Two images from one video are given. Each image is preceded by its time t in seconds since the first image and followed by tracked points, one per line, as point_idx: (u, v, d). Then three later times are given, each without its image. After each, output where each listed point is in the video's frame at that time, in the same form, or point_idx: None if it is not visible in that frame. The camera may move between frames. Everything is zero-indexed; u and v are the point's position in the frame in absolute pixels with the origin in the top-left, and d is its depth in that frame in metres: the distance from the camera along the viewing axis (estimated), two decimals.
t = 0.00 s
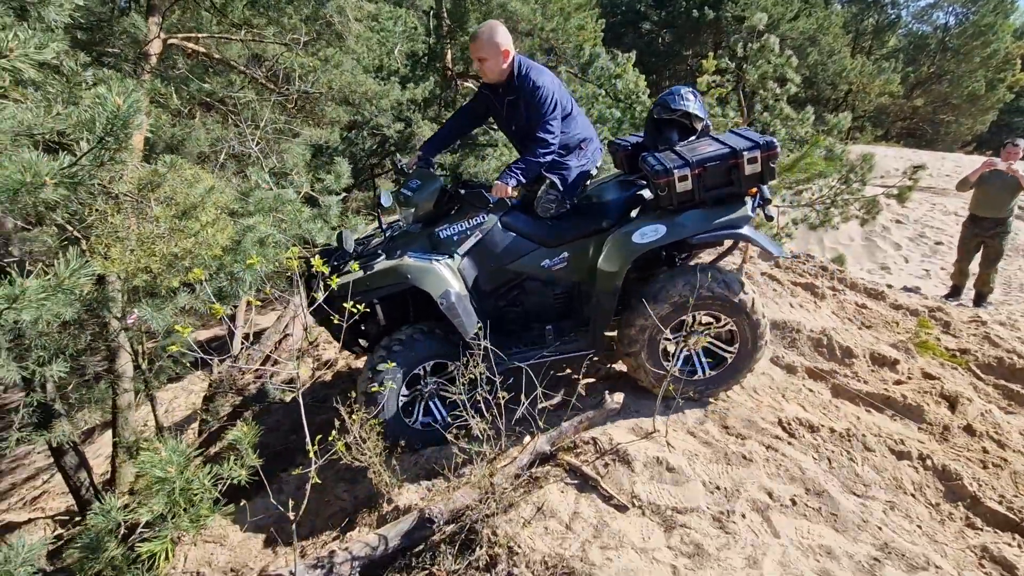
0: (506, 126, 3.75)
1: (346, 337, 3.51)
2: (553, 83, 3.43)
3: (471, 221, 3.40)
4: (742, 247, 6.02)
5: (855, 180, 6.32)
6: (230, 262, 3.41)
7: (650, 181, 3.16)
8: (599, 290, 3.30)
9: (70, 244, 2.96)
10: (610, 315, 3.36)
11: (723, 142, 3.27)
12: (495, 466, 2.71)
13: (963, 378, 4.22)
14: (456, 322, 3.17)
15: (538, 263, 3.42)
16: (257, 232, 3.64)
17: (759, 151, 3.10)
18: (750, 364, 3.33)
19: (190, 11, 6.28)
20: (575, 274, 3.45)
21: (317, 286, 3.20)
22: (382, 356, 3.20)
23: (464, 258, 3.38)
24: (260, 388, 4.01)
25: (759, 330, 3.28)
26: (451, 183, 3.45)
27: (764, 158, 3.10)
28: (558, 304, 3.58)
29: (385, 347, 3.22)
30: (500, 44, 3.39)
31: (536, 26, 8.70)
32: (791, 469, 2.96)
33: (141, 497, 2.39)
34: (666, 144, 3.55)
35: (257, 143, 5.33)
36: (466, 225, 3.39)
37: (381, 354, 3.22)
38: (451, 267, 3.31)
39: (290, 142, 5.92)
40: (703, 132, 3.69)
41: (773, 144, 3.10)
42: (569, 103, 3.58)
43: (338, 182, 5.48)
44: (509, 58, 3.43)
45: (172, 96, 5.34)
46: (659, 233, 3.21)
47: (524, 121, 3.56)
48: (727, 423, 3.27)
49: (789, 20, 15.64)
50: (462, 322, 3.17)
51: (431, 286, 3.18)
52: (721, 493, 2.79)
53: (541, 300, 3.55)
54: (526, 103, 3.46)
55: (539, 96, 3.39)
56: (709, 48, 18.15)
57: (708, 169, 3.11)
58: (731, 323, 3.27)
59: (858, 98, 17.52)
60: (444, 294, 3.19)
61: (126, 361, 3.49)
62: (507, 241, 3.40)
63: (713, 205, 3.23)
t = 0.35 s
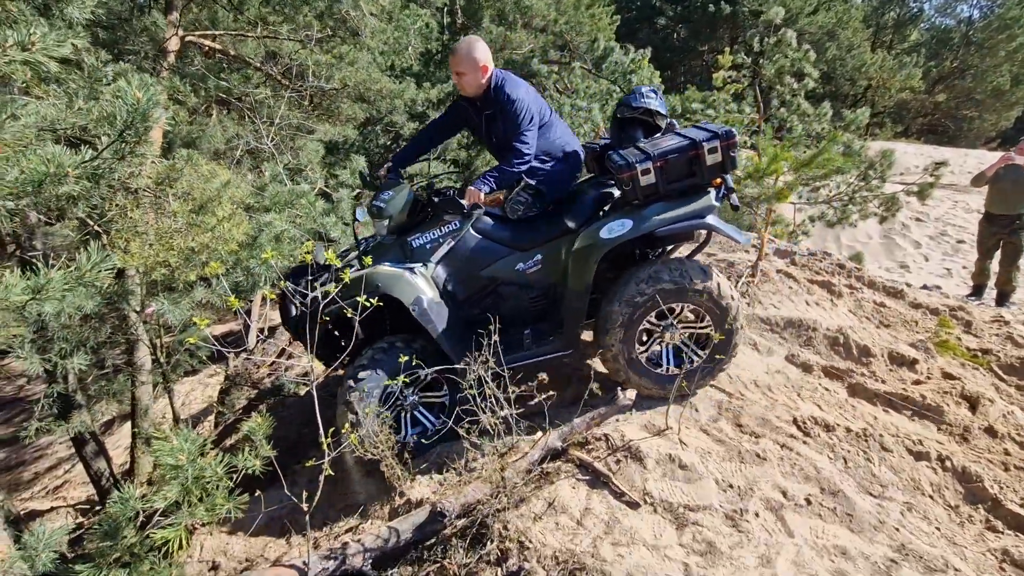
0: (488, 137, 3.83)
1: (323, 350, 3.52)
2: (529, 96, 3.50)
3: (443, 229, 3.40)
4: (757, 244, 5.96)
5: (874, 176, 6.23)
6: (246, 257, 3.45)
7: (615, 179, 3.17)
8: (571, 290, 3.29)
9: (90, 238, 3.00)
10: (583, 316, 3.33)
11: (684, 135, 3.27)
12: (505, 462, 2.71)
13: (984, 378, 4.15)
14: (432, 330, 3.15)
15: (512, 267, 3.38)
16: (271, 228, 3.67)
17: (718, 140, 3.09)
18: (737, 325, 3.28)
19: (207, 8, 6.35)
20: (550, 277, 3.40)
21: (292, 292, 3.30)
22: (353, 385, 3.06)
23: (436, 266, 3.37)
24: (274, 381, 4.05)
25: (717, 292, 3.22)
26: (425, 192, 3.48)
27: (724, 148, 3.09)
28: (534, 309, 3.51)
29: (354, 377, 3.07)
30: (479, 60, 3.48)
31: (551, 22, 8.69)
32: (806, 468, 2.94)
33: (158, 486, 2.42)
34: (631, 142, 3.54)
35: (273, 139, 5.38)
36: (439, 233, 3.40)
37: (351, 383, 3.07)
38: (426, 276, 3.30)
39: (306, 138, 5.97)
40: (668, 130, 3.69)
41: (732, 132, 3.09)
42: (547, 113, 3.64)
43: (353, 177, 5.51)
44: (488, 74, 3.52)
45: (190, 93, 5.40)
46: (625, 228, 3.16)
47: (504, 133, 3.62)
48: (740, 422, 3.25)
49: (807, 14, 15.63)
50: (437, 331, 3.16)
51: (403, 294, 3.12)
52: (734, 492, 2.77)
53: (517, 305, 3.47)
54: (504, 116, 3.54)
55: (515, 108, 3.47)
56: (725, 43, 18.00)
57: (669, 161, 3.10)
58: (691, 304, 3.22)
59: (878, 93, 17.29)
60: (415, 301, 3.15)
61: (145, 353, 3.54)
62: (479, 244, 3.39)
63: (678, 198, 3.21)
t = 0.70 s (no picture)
0: (449, 163, 3.86)
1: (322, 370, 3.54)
2: (483, 119, 3.55)
3: (423, 248, 3.39)
4: (772, 248, 5.92)
5: (892, 179, 6.15)
6: (262, 259, 3.49)
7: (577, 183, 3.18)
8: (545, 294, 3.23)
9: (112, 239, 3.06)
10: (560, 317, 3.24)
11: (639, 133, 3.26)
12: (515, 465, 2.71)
13: (1005, 386, 4.08)
14: (410, 343, 3.11)
15: (490, 279, 3.33)
16: (286, 229, 3.71)
17: (669, 135, 3.07)
18: (712, 307, 3.20)
19: (225, 13, 6.45)
20: (528, 286, 3.33)
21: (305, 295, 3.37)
22: (338, 403, 3.04)
23: (419, 285, 3.35)
24: (289, 381, 4.10)
25: (673, 283, 3.17)
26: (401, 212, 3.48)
27: (676, 141, 3.07)
28: (518, 320, 3.43)
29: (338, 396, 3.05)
30: (427, 94, 3.52)
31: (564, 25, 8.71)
32: (820, 475, 2.92)
33: (177, 482, 2.45)
34: (594, 148, 3.55)
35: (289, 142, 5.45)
36: (419, 252, 3.39)
37: (336, 402, 3.05)
38: (407, 296, 3.27)
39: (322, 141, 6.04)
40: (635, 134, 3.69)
41: (683, 125, 3.07)
42: (503, 133, 3.69)
43: (367, 179, 5.57)
44: (439, 106, 3.56)
45: (208, 96, 5.49)
46: (589, 227, 3.10)
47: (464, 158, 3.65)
48: (754, 427, 3.23)
49: (823, 15, 15.60)
50: (416, 345, 3.11)
51: (381, 309, 3.11)
52: (747, 498, 2.76)
53: (501, 318, 3.41)
54: (463, 142, 3.57)
55: (469, 133, 3.50)
56: (741, 45, 17.92)
57: (625, 159, 3.09)
58: (656, 304, 3.19)
59: (897, 95, 17.10)
60: (394, 317, 3.13)
61: (162, 353, 3.58)
62: (453, 260, 3.36)
63: (639, 195, 3.16)
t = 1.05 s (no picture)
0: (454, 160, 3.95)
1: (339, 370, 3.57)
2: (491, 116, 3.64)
3: (440, 249, 3.41)
4: (789, 251, 5.88)
5: (913, 182, 6.07)
6: (281, 259, 3.53)
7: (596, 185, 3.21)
8: (563, 295, 3.23)
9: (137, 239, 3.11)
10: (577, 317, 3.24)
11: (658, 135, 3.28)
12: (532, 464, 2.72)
13: None
14: (428, 343, 3.15)
15: (508, 280, 3.35)
16: (305, 230, 3.76)
17: (689, 136, 3.07)
18: (732, 312, 3.18)
19: (245, 18, 6.55)
20: (546, 287, 3.33)
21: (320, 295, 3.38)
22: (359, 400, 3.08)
23: (436, 285, 3.37)
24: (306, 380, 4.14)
25: (695, 287, 3.16)
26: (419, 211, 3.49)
27: (696, 142, 3.07)
28: (535, 322, 3.43)
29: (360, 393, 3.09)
30: (428, 95, 3.58)
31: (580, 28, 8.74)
32: (838, 480, 2.89)
33: (199, 477, 2.49)
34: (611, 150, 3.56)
35: (308, 144, 5.52)
36: (437, 253, 3.40)
37: (357, 399, 3.10)
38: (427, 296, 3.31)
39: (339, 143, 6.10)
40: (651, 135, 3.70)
41: (703, 127, 3.08)
42: (509, 132, 3.81)
43: (383, 180, 5.62)
44: (442, 105, 3.63)
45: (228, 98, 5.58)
46: (608, 228, 3.11)
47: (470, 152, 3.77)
48: (770, 431, 3.21)
49: (843, 16, 15.47)
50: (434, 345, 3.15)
51: (401, 308, 3.15)
52: (763, 501, 2.74)
53: (519, 319, 3.41)
54: (471, 140, 3.66)
55: (477, 129, 3.61)
56: (758, 47, 17.81)
57: (645, 160, 3.11)
58: (676, 307, 3.18)
59: (919, 97, 16.88)
60: (413, 316, 3.16)
61: (183, 351, 3.64)
62: (471, 261, 3.39)
63: (658, 196, 3.17)
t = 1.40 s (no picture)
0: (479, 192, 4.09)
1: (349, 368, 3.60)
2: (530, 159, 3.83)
3: (452, 250, 3.42)
4: (802, 260, 5.84)
5: (931, 193, 6.01)
6: (294, 259, 3.54)
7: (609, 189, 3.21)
8: (574, 299, 3.25)
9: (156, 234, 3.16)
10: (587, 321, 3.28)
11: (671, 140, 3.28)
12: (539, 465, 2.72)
13: None
14: (439, 343, 3.16)
15: (519, 283, 3.36)
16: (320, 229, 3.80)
17: (703, 142, 3.07)
18: (743, 319, 3.17)
19: (266, 19, 6.64)
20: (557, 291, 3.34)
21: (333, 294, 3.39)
22: (368, 399, 3.09)
23: (447, 286, 3.39)
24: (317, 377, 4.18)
25: (706, 294, 3.15)
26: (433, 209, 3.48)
27: (710, 149, 3.07)
28: (545, 325, 3.44)
29: (369, 393, 3.09)
30: (484, 127, 3.73)
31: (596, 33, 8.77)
32: (848, 491, 2.87)
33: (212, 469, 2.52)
34: (624, 154, 3.56)
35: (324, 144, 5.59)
36: (449, 254, 3.42)
37: (366, 398, 3.10)
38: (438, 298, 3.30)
39: (354, 143, 6.17)
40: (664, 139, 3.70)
41: (717, 133, 3.07)
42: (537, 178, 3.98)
43: (397, 181, 5.66)
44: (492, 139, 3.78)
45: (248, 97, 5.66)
46: (620, 233, 3.12)
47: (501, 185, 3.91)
48: (780, 440, 3.19)
49: (863, 24, 15.36)
50: (445, 346, 3.15)
51: (412, 309, 3.15)
52: (772, 510, 2.73)
53: (529, 322, 3.42)
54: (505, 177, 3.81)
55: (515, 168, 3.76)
56: (775, 54, 17.74)
57: (658, 166, 3.11)
58: (687, 313, 3.17)
59: (939, 107, 16.71)
60: (424, 317, 3.17)
61: (197, 345, 3.68)
62: (483, 263, 3.41)
63: (671, 201, 3.17)
